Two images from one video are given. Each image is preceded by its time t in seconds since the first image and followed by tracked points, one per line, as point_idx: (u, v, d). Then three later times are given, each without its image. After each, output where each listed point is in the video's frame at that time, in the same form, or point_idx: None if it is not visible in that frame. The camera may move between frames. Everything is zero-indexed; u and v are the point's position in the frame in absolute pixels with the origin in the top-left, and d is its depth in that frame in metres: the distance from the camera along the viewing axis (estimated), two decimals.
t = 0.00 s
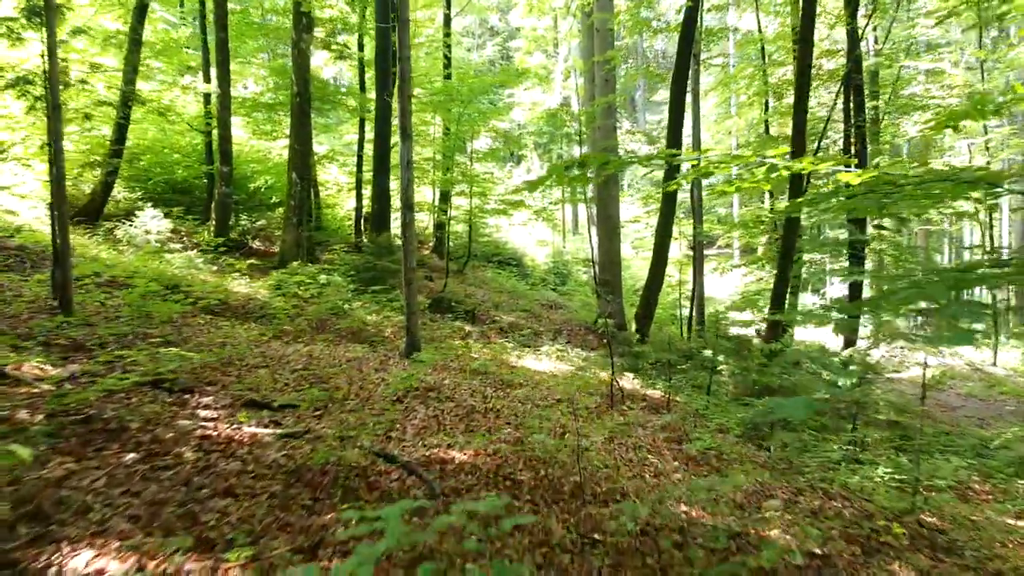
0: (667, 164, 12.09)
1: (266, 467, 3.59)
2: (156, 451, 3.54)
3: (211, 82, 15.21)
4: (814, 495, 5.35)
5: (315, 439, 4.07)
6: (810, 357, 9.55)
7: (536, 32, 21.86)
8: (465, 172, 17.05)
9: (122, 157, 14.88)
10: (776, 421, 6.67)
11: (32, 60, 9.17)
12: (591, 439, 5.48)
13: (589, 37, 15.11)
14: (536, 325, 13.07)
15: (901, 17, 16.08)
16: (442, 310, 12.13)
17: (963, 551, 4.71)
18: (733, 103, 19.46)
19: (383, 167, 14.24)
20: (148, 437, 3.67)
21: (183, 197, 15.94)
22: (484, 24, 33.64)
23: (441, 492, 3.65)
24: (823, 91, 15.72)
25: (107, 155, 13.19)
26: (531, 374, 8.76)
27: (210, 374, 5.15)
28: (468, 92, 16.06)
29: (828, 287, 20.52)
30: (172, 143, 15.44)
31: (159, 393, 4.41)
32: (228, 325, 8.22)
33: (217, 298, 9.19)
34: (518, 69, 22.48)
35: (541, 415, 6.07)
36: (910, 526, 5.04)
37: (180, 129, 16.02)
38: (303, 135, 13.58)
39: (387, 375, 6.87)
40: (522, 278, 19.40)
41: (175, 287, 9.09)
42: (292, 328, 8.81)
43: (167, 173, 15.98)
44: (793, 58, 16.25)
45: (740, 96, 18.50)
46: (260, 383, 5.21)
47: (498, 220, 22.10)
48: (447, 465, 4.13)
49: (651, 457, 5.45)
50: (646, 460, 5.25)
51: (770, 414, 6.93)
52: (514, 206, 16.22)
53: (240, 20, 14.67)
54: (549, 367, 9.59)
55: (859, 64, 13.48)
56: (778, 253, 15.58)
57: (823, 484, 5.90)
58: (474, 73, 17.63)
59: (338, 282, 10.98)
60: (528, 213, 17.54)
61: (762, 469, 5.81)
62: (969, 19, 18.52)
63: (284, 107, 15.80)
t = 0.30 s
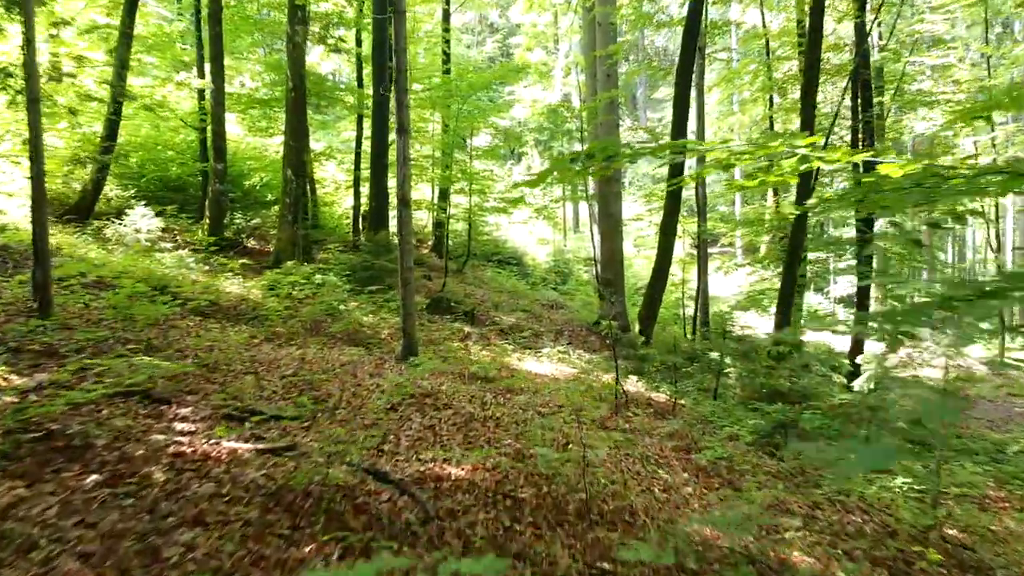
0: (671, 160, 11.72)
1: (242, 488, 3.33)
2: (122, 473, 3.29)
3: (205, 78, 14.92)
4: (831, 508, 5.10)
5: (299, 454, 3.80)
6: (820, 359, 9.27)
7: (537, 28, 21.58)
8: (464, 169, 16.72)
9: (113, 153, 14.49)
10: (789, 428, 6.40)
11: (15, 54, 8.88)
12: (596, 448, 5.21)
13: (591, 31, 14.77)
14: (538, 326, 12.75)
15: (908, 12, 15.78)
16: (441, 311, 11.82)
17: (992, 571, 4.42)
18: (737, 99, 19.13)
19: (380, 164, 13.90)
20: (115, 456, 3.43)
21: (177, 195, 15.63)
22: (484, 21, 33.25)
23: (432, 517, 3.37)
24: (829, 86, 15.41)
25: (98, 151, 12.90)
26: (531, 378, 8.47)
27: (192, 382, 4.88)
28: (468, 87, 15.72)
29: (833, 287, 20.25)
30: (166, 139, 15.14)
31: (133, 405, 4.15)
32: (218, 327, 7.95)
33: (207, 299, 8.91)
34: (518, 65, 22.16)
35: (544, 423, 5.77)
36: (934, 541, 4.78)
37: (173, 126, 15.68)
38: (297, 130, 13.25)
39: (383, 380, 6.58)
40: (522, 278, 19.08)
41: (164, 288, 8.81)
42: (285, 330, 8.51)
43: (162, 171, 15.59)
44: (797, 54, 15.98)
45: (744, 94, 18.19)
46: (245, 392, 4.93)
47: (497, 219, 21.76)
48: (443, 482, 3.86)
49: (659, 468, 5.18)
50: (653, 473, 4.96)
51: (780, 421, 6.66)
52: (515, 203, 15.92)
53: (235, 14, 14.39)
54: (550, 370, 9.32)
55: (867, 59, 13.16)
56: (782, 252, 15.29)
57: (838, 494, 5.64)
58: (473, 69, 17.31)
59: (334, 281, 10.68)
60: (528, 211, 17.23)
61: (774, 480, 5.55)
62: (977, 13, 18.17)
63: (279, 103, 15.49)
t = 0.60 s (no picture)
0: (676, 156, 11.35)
1: (220, 513, 3.03)
2: (85, 497, 2.99)
3: (199, 73, 14.59)
4: (855, 523, 4.82)
5: (285, 471, 3.50)
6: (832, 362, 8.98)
7: (539, 24, 21.24)
8: (465, 167, 16.39)
9: (106, 150, 14.13)
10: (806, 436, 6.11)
11: None
12: (604, 459, 4.92)
13: (594, 25, 14.43)
14: (539, 326, 12.45)
15: (915, 6, 15.47)
16: (440, 311, 11.52)
17: None
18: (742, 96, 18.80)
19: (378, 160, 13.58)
20: (80, 476, 3.13)
21: (171, 192, 15.32)
22: (484, 17, 32.81)
23: (431, 544, 3.08)
24: (837, 82, 15.07)
25: (89, 148, 12.59)
26: (534, 381, 8.17)
27: (172, 390, 4.56)
28: (468, 83, 15.39)
29: (838, 287, 19.95)
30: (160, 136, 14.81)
31: (105, 416, 3.83)
32: (208, 329, 7.63)
33: (198, 299, 8.61)
34: (518, 61, 21.81)
35: (549, 431, 5.47)
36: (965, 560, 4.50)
37: (167, 122, 15.33)
38: (293, 127, 12.92)
39: (379, 385, 6.27)
40: (523, 277, 18.78)
41: (152, 288, 8.50)
42: (277, 332, 8.21)
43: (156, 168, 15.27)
44: (805, 48, 15.63)
45: (750, 90, 17.86)
46: (230, 400, 4.62)
47: (498, 217, 21.45)
48: (442, 501, 3.58)
49: (671, 480, 4.89)
50: (666, 487, 4.66)
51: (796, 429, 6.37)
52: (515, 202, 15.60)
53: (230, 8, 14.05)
54: (554, 372, 9.01)
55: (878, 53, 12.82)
56: (789, 250, 14.99)
57: (859, 507, 5.36)
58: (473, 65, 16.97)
59: (330, 279, 10.37)
60: (529, 209, 16.91)
61: (792, 493, 5.26)
62: (987, 8, 17.83)
63: (275, 99, 15.16)
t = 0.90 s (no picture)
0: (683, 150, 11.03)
1: (198, 539, 2.73)
2: (48, 521, 2.66)
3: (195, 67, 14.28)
4: (886, 539, 4.52)
5: (274, 490, 3.20)
6: (846, 364, 8.69)
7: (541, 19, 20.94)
8: (466, 164, 16.08)
9: (99, 145, 13.80)
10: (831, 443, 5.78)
11: None
12: (618, 472, 4.62)
13: (598, 18, 14.12)
14: (542, 327, 12.14)
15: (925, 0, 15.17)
16: (441, 311, 11.21)
17: None
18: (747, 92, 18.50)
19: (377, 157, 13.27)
20: (43, 497, 2.82)
21: (166, 189, 15.00)
22: (484, 15, 32.45)
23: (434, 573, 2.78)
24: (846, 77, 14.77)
25: (82, 143, 12.28)
26: (540, 384, 7.86)
27: (155, 398, 4.26)
28: (469, 78, 15.08)
29: (845, 286, 19.65)
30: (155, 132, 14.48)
31: (78, 430, 3.53)
32: (201, 330, 7.32)
33: (190, 299, 8.29)
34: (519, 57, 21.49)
35: (556, 440, 5.16)
36: None
37: (163, 118, 15.01)
38: (290, 122, 12.61)
39: (377, 389, 5.96)
40: (524, 276, 18.47)
41: (143, 288, 8.18)
42: (272, 333, 7.90)
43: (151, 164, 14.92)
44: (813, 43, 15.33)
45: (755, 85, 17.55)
46: (216, 408, 4.31)
47: (499, 215, 21.12)
48: (445, 521, 3.29)
49: (690, 493, 4.59)
50: (684, 502, 4.35)
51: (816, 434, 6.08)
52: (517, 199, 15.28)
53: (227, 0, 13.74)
54: (559, 375, 8.70)
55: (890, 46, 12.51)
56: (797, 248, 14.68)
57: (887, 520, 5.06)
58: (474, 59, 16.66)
59: (327, 278, 10.05)
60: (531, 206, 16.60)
61: (816, 505, 4.96)
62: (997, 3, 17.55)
63: (273, 94, 14.85)
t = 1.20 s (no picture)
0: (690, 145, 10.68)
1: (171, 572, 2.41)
2: None
3: (191, 61, 13.94)
4: (921, 559, 4.21)
5: (259, 514, 2.89)
6: (863, 366, 8.38)
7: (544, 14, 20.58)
8: (468, 160, 15.67)
9: (93, 141, 13.44)
10: (857, 451, 5.54)
11: None
12: (634, 486, 4.32)
13: (602, 11, 13.79)
14: (546, 327, 11.81)
15: None
16: (442, 311, 10.89)
17: None
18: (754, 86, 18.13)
19: (375, 153, 12.93)
20: None
21: (161, 185, 14.62)
22: (486, 12, 32.11)
23: None
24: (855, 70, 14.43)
25: (74, 138, 11.94)
26: (545, 387, 7.56)
27: (136, 408, 3.95)
28: (471, 71, 14.71)
29: (852, 286, 19.33)
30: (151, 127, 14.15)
31: (45, 445, 3.21)
32: (192, 332, 7.01)
33: (182, 300, 7.98)
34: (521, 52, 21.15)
35: (564, 450, 4.85)
36: None
37: (158, 113, 14.67)
38: (286, 116, 12.26)
39: (374, 395, 5.66)
40: (527, 275, 18.14)
41: (132, 287, 7.86)
42: (267, 335, 7.60)
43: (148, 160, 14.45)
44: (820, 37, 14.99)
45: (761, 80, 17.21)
46: (200, 418, 4.00)
47: (501, 212, 20.79)
48: (450, 548, 2.98)
49: (711, 509, 4.28)
50: (707, 519, 4.05)
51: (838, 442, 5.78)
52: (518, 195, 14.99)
53: None
54: (565, 377, 8.39)
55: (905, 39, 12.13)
56: (805, 245, 14.36)
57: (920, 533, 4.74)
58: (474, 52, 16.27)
59: (325, 277, 9.72)
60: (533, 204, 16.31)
61: (845, 520, 4.65)
62: None
63: (269, 88, 14.50)
